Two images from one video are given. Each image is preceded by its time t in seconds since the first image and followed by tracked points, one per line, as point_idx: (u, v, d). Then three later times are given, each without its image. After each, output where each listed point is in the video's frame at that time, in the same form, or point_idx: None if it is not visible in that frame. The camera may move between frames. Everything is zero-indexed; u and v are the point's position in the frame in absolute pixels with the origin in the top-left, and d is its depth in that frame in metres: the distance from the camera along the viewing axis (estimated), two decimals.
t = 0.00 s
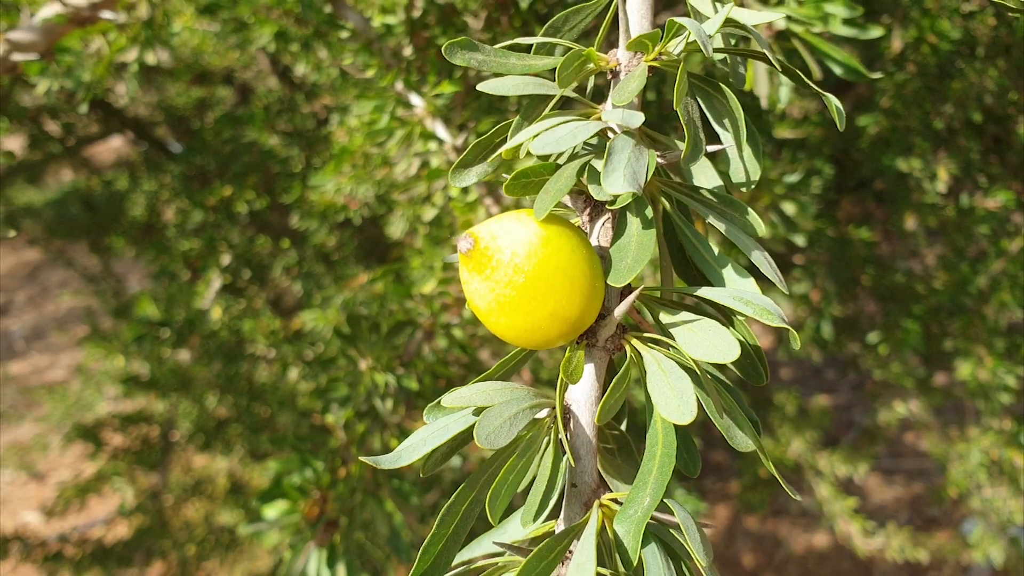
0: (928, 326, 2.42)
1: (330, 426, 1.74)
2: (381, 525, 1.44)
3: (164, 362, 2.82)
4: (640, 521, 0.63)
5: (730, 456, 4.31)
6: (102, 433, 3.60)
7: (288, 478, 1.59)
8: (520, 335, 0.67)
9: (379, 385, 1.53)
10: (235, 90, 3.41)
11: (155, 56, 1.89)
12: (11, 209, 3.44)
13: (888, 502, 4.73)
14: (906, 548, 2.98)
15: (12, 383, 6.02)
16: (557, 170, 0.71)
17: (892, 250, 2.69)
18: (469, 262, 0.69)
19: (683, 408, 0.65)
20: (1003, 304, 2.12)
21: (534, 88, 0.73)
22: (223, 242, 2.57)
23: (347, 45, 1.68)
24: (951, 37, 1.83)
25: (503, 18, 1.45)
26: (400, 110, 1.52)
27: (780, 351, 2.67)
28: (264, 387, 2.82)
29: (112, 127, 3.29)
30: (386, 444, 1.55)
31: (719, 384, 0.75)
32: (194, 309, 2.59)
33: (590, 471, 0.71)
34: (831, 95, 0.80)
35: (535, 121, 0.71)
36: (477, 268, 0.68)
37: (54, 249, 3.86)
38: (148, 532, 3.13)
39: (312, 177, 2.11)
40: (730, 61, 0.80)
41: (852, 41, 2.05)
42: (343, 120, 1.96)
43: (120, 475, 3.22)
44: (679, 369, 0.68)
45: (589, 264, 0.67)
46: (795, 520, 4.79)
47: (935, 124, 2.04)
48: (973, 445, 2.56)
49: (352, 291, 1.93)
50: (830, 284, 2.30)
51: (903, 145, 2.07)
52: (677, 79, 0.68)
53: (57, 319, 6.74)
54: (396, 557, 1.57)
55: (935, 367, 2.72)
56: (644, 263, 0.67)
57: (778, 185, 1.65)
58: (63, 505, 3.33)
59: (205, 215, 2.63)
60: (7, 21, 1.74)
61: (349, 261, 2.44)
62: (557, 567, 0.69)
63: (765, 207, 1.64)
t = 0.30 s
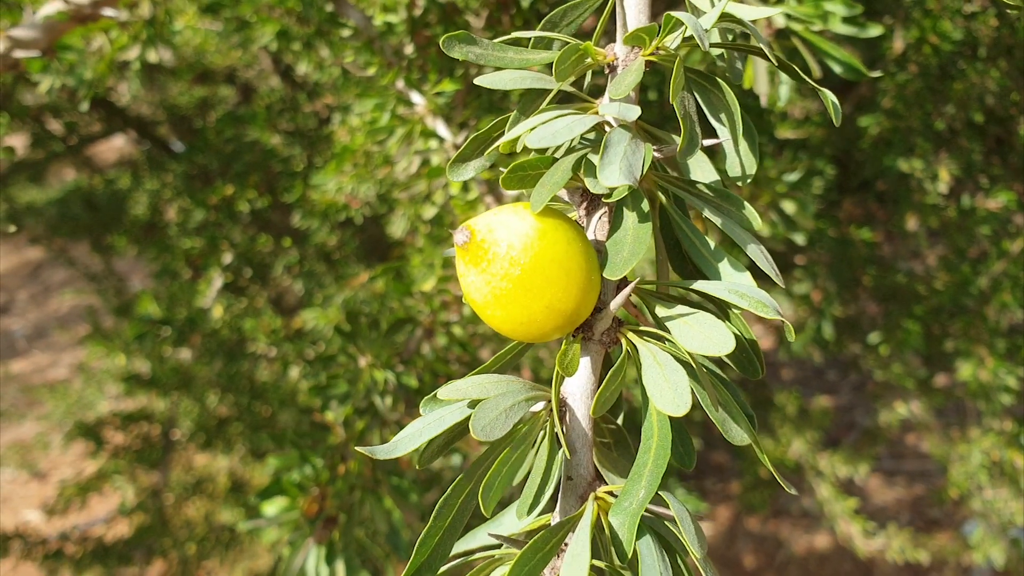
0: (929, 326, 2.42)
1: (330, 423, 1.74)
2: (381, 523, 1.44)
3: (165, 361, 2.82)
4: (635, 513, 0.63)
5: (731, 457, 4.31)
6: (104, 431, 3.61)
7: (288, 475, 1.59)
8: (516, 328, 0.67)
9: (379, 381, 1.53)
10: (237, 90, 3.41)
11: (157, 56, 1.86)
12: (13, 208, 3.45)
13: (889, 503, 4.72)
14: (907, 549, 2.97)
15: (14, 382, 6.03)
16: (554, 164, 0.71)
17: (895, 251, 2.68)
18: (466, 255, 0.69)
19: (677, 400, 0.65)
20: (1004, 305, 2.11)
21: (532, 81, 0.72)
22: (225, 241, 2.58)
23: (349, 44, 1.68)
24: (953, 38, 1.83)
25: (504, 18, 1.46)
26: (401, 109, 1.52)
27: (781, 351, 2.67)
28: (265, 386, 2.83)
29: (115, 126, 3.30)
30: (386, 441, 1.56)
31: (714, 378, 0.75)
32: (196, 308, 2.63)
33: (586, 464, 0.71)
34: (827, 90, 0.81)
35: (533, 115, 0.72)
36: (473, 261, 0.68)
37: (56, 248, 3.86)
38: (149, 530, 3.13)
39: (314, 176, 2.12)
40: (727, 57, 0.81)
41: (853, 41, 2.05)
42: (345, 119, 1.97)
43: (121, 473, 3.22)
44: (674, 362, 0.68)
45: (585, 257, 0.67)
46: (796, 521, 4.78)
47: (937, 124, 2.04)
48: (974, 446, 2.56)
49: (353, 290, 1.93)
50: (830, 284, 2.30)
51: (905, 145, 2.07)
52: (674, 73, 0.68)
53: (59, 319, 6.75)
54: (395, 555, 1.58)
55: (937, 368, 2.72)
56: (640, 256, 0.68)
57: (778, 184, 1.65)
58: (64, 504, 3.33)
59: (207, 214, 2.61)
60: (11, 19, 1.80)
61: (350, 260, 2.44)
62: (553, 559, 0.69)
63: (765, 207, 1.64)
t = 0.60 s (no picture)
0: (929, 328, 2.41)
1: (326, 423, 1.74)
2: (375, 523, 1.45)
3: (166, 360, 2.83)
4: (619, 515, 0.64)
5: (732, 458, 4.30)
6: (105, 431, 3.62)
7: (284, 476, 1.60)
8: (503, 331, 0.68)
9: (374, 382, 1.53)
10: (239, 90, 3.41)
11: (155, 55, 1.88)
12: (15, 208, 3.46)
13: (891, 504, 4.70)
14: (907, 551, 2.97)
15: (17, 381, 6.06)
16: (540, 167, 0.71)
17: (896, 252, 2.68)
18: (451, 258, 0.69)
19: (661, 401, 0.65)
20: (1005, 307, 2.11)
21: (520, 84, 0.73)
22: (225, 242, 2.59)
23: (348, 45, 1.68)
24: (954, 38, 1.81)
25: (503, 18, 1.47)
26: (398, 110, 1.53)
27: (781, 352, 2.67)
28: (265, 386, 2.83)
29: (116, 126, 3.31)
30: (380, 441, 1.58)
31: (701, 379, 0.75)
32: (196, 308, 2.59)
33: (572, 466, 0.72)
34: (813, 93, 0.81)
35: (520, 118, 0.72)
36: (459, 264, 0.68)
37: (58, 247, 3.87)
38: (149, 530, 3.14)
39: (313, 176, 2.12)
40: (716, 59, 0.80)
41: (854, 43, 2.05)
42: (345, 119, 1.97)
43: (122, 472, 3.23)
44: (660, 364, 0.68)
45: (571, 260, 0.67)
46: (797, 522, 4.77)
47: (938, 125, 2.03)
48: (975, 448, 2.56)
49: (352, 290, 1.93)
50: (830, 285, 2.30)
51: (905, 146, 2.07)
52: (660, 75, 0.68)
53: (61, 318, 6.77)
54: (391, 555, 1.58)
55: (937, 370, 2.71)
56: (626, 258, 0.68)
57: (774, 185, 1.65)
58: (64, 502, 3.34)
59: (208, 214, 2.60)
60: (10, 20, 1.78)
61: (350, 260, 2.45)
62: (539, 560, 0.70)
63: (761, 208, 1.63)
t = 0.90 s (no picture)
0: (931, 329, 2.41)
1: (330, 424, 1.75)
2: (379, 523, 1.45)
3: (169, 361, 2.83)
4: (622, 514, 0.64)
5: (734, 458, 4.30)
6: (108, 430, 3.63)
7: (288, 476, 1.60)
8: (508, 330, 0.68)
9: (378, 383, 1.54)
10: (242, 90, 3.42)
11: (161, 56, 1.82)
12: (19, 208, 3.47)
13: (893, 506, 4.70)
14: (910, 553, 2.96)
15: (19, 381, 6.07)
16: (544, 168, 0.71)
17: (898, 254, 2.68)
18: (456, 258, 0.70)
19: (665, 402, 0.66)
20: (1008, 308, 2.11)
21: (524, 86, 0.74)
22: (228, 242, 2.60)
23: (352, 46, 1.69)
24: (957, 41, 1.81)
25: (507, 20, 1.48)
26: (402, 111, 1.53)
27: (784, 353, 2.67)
28: (268, 386, 2.84)
29: (120, 127, 3.32)
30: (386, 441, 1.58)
31: (704, 380, 0.76)
32: (199, 308, 2.64)
33: (576, 466, 0.72)
34: (818, 95, 0.82)
35: (524, 119, 0.72)
36: (464, 264, 0.69)
37: (61, 247, 3.88)
38: (152, 530, 3.15)
39: (317, 177, 2.13)
40: (719, 61, 0.80)
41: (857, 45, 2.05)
42: (349, 120, 1.97)
43: (125, 472, 3.24)
44: (663, 364, 0.69)
45: (575, 260, 0.67)
46: (799, 523, 4.77)
47: (941, 127, 2.03)
48: (977, 449, 2.56)
49: (356, 291, 1.94)
50: (833, 287, 2.29)
51: (908, 148, 2.06)
52: (662, 78, 0.68)
53: (64, 318, 6.79)
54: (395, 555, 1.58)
55: (940, 371, 2.71)
56: (630, 258, 0.68)
57: (777, 186, 1.65)
58: (67, 502, 3.35)
59: (211, 214, 2.62)
60: (14, 19, 1.78)
61: (353, 260, 2.46)
62: (543, 560, 0.70)
63: (764, 209, 1.63)
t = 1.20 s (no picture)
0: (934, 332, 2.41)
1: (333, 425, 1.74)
2: (382, 525, 1.45)
3: (171, 361, 2.83)
4: (623, 521, 0.64)
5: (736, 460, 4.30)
6: (110, 430, 3.63)
7: (291, 478, 1.60)
8: (508, 337, 0.68)
9: (382, 385, 1.53)
10: (245, 91, 3.42)
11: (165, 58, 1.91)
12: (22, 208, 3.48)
13: (895, 508, 4.69)
14: (912, 555, 2.96)
15: (21, 381, 6.07)
16: (546, 176, 0.71)
17: (901, 256, 2.67)
18: (458, 264, 0.70)
19: (666, 409, 0.66)
20: (1010, 311, 2.11)
21: (526, 94, 0.74)
22: (231, 243, 2.62)
23: (355, 48, 1.69)
24: (959, 43, 1.84)
25: (509, 22, 1.51)
26: (406, 113, 1.52)
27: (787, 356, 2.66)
28: (270, 387, 2.84)
29: (123, 127, 3.33)
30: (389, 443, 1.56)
31: (704, 387, 0.76)
32: (201, 309, 2.65)
33: (576, 472, 0.72)
34: (818, 104, 0.82)
35: (526, 127, 0.72)
36: (466, 270, 0.69)
37: (64, 248, 3.89)
38: (154, 530, 3.15)
39: (319, 178, 2.13)
40: (721, 70, 0.80)
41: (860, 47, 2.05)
42: (351, 122, 1.98)
43: (127, 472, 3.24)
44: (664, 372, 0.69)
45: (576, 267, 0.68)
46: (801, 525, 4.77)
47: (943, 129, 2.03)
48: (979, 452, 2.56)
49: (358, 292, 1.94)
50: (836, 289, 2.28)
51: (911, 150, 2.06)
52: (664, 86, 0.68)
53: (66, 318, 6.79)
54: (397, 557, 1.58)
55: (942, 374, 2.70)
56: (631, 266, 0.68)
57: (780, 190, 1.66)
58: (69, 502, 3.36)
59: (214, 214, 2.65)
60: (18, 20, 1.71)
61: (355, 261, 2.46)
62: (543, 566, 0.70)
63: (767, 213, 1.63)
